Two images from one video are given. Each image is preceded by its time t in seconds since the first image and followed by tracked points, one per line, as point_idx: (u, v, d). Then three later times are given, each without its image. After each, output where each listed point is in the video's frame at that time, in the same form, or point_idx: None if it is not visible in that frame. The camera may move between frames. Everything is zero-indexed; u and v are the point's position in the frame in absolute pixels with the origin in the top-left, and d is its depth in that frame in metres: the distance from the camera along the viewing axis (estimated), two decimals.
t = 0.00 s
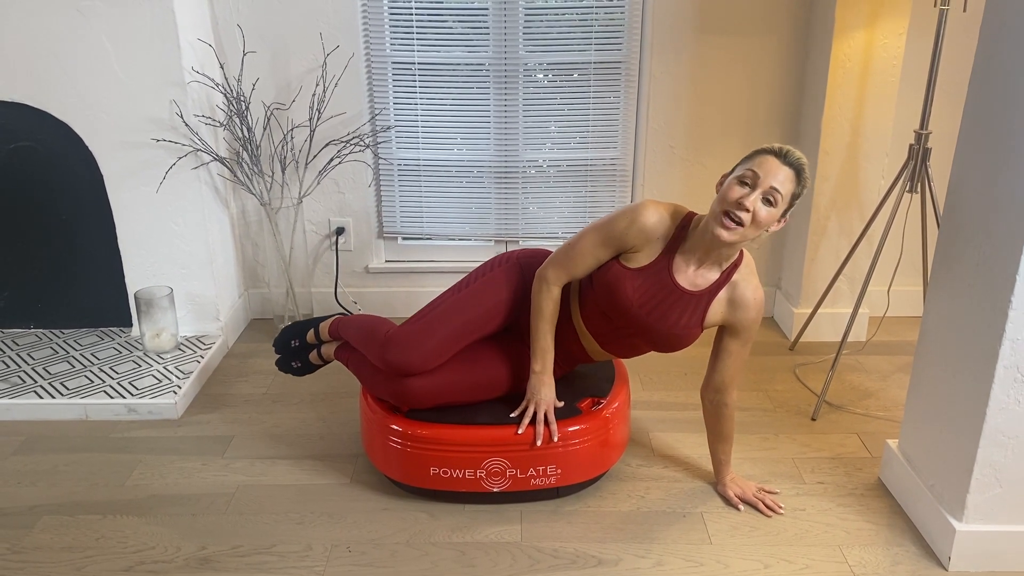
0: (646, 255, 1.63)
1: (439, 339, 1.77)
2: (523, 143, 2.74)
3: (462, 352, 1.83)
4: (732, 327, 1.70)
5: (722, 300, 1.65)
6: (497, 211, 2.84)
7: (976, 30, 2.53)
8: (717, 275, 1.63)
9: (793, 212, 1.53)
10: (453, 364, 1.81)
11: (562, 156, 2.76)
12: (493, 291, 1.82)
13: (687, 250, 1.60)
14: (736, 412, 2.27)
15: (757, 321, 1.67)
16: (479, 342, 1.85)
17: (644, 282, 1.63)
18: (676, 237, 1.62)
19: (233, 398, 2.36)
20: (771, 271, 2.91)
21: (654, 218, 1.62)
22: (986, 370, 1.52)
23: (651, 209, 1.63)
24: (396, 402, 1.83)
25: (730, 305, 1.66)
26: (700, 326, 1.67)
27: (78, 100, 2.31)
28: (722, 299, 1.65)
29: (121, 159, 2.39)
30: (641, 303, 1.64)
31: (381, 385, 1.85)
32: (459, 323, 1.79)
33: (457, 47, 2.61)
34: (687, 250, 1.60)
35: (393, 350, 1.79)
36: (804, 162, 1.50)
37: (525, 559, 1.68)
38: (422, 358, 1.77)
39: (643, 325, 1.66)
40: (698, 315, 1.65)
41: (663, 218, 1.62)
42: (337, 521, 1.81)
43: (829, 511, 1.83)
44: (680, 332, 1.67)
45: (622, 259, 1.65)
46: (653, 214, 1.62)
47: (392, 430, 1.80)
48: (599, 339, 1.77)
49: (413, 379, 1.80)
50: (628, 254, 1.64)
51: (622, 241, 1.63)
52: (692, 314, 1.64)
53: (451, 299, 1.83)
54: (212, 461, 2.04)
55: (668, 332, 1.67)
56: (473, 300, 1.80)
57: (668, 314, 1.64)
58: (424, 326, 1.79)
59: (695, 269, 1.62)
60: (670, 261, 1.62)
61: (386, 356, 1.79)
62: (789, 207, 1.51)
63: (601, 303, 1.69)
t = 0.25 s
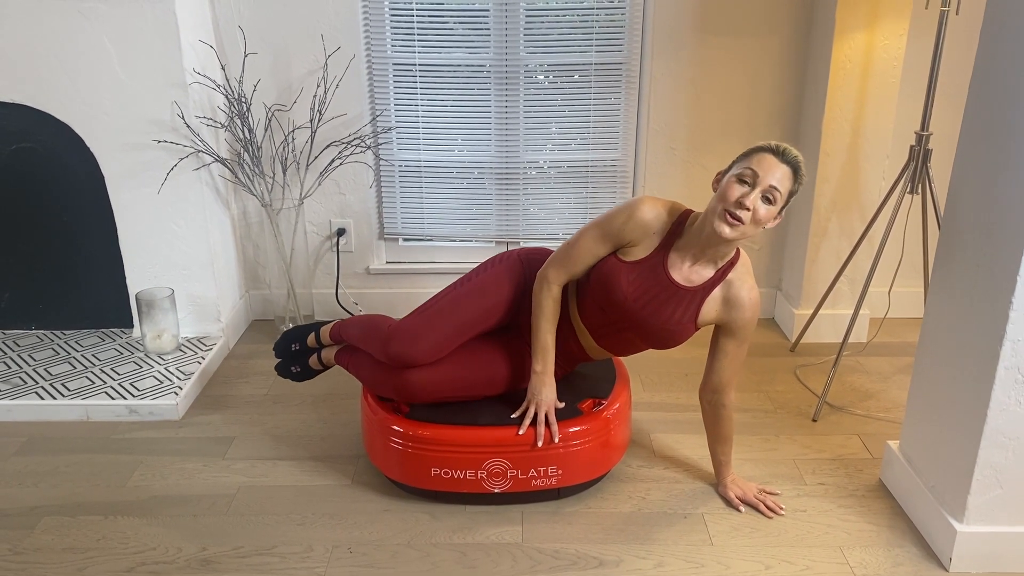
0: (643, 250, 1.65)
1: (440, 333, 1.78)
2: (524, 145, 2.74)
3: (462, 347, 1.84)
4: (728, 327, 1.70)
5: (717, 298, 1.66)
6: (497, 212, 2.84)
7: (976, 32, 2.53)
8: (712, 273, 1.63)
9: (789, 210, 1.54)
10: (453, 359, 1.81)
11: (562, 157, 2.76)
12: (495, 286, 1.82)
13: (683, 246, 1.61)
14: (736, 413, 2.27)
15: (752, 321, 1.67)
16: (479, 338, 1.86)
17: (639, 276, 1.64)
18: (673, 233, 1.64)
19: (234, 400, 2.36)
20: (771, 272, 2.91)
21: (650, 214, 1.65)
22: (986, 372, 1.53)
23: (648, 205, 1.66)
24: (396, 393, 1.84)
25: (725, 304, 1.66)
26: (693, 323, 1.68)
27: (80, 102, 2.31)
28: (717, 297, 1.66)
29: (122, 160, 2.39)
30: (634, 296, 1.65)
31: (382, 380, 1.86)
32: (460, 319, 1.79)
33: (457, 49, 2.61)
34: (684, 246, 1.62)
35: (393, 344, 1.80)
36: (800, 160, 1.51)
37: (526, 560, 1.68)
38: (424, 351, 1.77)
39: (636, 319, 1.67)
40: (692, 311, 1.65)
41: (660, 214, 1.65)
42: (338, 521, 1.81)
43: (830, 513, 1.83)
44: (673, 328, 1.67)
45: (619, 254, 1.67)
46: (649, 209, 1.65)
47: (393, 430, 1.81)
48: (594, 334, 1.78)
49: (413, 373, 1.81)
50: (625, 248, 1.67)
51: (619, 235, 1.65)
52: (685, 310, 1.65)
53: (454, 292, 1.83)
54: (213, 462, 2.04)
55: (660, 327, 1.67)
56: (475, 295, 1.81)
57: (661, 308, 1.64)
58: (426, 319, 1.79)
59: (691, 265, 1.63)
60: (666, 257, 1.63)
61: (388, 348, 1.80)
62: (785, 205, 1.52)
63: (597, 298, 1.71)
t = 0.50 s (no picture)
0: (642, 245, 1.67)
1: (441, 324, 1.80)
2: (524, 146, 2.74)
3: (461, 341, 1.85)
4: (726, 327, 1.70)
5: (715, 295, 1.66)
6: (498, 213, 2.84)
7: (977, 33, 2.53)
8: (711, 270, 1.64)
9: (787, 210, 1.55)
10: (453, 352, 1.83)
11: (563, 158, 2.76)
12: (493, 280, 1.85)
13: (682, 242, 1.62)
14: (737, 414, 2.27)
15: (751, 321, 1.68)
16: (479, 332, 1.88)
17: (638, 270, 1.66)
18: (672, 229, 1.64)
19: (234, 401, 2.36)
20: (772, 273, 2.91)
21: (651, 210, 1.67)
22: (987, 373, 1.52)
23: (648, 201, 1.67)
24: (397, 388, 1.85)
25: (723, 302, 1.66)
26: (691, 319, 1.68)
27: (80, 103, 2.32)
28: (715, 294, 1.66)
29: (122, 161, 2.39)
30: (633, 291, 1.66)
31: (381, 374, 1.86)
32: (461, 311, 1.81)
33: (458, 50, 2.61)
34: (683, 243, 1.63)
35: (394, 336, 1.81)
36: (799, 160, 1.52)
37: (526, 561, 1.68)
38: (425, 342, 1.79)
39: (635, 315, 1.68)
40: (690, 307, 1.66)
41: (661, 210, 1.67)
42: (338, 522, 1.81)
43: (831, 514, 1.83)
44: (671, 323, 1.68)
45: (620, 249, 1.69)
46: (649, 205, 1.67)
47: (394, 431, 1.80)
48: (593, 329, 1.78)
49: (413, 365, 1.82)
50: (626, 244, 1.68)
51: (619, 230, 1.67)
52: (684, 306, 1.66)
53: (453, 286, 1.86)
54: (214, 463, 2.04)
55: (659, 323, 1.68)
56: (474, 288, 1.83)
57: (659, 303, 1.66)
58: (426, 311, 1.81)
59: (689, 261, 1.64)
60: (665, 253, 1.64)
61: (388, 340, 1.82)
62: (784, 205, 1.53)
63: (597, 294, 1.72)
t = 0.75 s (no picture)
0: (639, 245, 1.67)
1: (441, 318, 1.82)
2: (525, 148, 2.75)
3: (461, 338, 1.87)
4: (723, 328, 1.71)
5: (712, 295, 1.67)
6: (499, 215, 2.85)
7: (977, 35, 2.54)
8: (707, 270, 1.65)
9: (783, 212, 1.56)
10: (452, 347, 1.84)
11: (563, 161, 2.76)
12: (493, 276, 1.87)
13: (678, 242, 1.63)
14: (737, 416, 2.27)
15: (748, 321, 1.68)
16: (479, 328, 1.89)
17: (635, 270, 1.66)
18: (668, 229, 1.65)
19: (235, 403, 2.36)
20: (772, 276, 2.91)
21: (647, 210, 1.68)
22: (987, 376, 1.53)
23: (645, 202, 1.69)
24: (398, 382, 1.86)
25: (720, 302, 1.67)
26: (687, 318, 1.69)
27: (82, 106, 2.32)
28: (711, 295, 1.67)
29: (123, 164, 2.40)
30: (630, 290, 1.66)
31: (382, 371, 1.87)
32: (460, 307, 1.83)
33: (458, 53, 2.62)
34: (679, 243, 1.63)
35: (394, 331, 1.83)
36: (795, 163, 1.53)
37: (526, 563, 1.68)
38: (425, 335, 1.81)
39: (632, 314, 1.69)
40: (686, 307, 1.66)
41: (657, 211, 1.68)
42: (339, 525, 1.81)
43: (831, 516, 1.83)
44: (667, 323, 1.69)
45: (617, 249, 1.70)
46: (646, 206, 1.68)
47: (394, 433, 1.81)
48: (590, 329, 1.79)
49: (414, 361, 1.83)
50: (623, 244, 1.69)
51: (617, 230, 1.68)
52: (680, 306, 1.66)
53: (453, 282, 1.88)
54: (215, 465, 2.04)
55: (655, 322, 1.69)
56: (474, 284, 1.86)
57: (656, 303, 1.66)
58: (427, 305, 1.84)
59: (686, 261, 1.64)
60: (661, 253, 1.65)
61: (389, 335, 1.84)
62: (779, 207, 1.54)
63: (595, 294, 1.72)
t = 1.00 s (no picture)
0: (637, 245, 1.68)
1: (439, 310, 1.86)
2: (525, 150, 2.75)
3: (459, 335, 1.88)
4: (721, 329, 1.70)
5: (709, 296, 1.67)
6: (499, 217, 2.85)
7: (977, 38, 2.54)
8: (703, 270, 1.65)
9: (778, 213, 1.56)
10: (450, 341, 1.86)
11: (564, 163, 2.76)
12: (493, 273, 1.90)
13: (674, 243, 1.63)
14: (738, 419, 2.27)
15: (745, 322, 1.68)
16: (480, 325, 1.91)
17: (632, 270, 1.67)
18: (666, 229, 1.65)
19: (235, 405, 2.36)
20: (772, 278, 2.91)
21: (645, 211, 1.69)
22: (987, 378, 1.53)
23: (643, 203, 1.70)
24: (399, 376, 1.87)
25: (717, 303, 1.67)
26: (684, 319, 1.69)
27: (83, 109, 2.32)
28: (708, 295, 1.67)
29: (124, 166, 2.40)
30: (627, 290, 1.67)
31: (379, 364, 1.89)
32: (459, 301, 1.86)
33: (459, 55, 2.62)
34: (675, 244, 1.63)
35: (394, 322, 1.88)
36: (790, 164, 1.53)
37: (527, 566, 1.68)
38: (424, 326, 1.86)
39: (629, 314, 1.69)
40: (683, 307, 1.66)
41: (655, 211, 1.69)
42: (339, 527, 1.81)
43: (832, 518, 1.83)
44: (664, 323, 1.68)
45: (615, 250, 1.71)
46: (644, 207, 1.69)
47: (394, 435, 1.81)
48: (590, 329, 1.79)
49: (411, 351, 1.85)
50: (622, 244, 1.70)
51: (614, 231, 1.69)
52: (677, 306, 1.66)
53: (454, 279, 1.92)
54: (215, 467, 2.04)
55: (652, 322, 1.69)
56: (473, 280, 1.89)
57: (653, 303, 1.66)
58: (426, 298, 1.88)
59: (682, 262, 1.64)
60: (658, 253, 1.65)
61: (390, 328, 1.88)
62: (774, 208, 1.54)
63: (593, 294, 1.73)
